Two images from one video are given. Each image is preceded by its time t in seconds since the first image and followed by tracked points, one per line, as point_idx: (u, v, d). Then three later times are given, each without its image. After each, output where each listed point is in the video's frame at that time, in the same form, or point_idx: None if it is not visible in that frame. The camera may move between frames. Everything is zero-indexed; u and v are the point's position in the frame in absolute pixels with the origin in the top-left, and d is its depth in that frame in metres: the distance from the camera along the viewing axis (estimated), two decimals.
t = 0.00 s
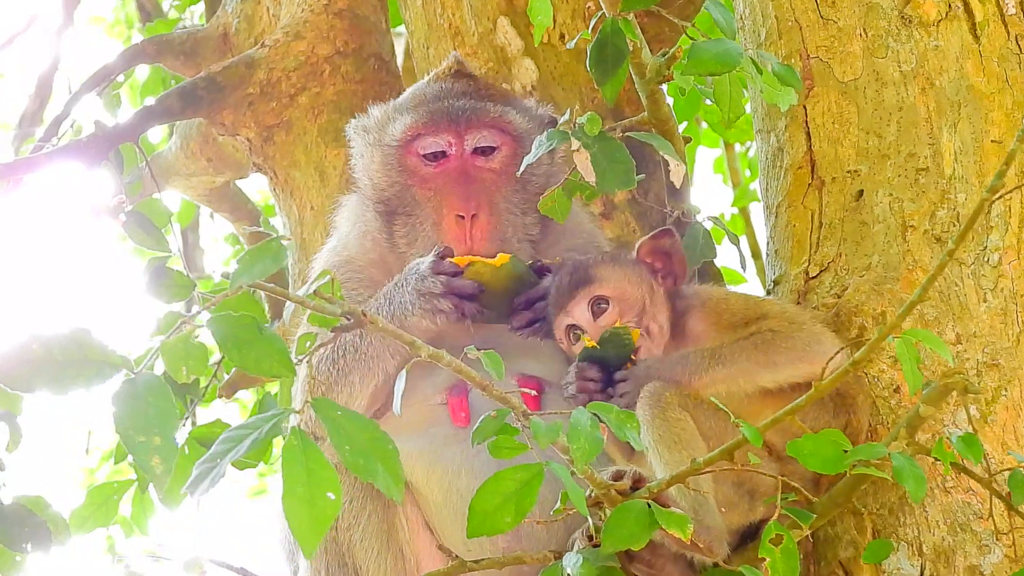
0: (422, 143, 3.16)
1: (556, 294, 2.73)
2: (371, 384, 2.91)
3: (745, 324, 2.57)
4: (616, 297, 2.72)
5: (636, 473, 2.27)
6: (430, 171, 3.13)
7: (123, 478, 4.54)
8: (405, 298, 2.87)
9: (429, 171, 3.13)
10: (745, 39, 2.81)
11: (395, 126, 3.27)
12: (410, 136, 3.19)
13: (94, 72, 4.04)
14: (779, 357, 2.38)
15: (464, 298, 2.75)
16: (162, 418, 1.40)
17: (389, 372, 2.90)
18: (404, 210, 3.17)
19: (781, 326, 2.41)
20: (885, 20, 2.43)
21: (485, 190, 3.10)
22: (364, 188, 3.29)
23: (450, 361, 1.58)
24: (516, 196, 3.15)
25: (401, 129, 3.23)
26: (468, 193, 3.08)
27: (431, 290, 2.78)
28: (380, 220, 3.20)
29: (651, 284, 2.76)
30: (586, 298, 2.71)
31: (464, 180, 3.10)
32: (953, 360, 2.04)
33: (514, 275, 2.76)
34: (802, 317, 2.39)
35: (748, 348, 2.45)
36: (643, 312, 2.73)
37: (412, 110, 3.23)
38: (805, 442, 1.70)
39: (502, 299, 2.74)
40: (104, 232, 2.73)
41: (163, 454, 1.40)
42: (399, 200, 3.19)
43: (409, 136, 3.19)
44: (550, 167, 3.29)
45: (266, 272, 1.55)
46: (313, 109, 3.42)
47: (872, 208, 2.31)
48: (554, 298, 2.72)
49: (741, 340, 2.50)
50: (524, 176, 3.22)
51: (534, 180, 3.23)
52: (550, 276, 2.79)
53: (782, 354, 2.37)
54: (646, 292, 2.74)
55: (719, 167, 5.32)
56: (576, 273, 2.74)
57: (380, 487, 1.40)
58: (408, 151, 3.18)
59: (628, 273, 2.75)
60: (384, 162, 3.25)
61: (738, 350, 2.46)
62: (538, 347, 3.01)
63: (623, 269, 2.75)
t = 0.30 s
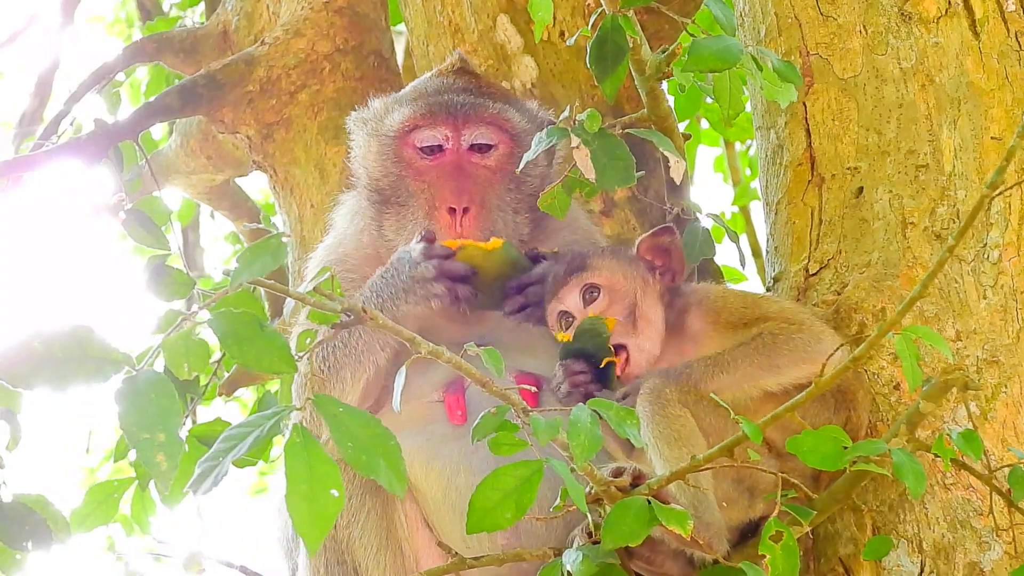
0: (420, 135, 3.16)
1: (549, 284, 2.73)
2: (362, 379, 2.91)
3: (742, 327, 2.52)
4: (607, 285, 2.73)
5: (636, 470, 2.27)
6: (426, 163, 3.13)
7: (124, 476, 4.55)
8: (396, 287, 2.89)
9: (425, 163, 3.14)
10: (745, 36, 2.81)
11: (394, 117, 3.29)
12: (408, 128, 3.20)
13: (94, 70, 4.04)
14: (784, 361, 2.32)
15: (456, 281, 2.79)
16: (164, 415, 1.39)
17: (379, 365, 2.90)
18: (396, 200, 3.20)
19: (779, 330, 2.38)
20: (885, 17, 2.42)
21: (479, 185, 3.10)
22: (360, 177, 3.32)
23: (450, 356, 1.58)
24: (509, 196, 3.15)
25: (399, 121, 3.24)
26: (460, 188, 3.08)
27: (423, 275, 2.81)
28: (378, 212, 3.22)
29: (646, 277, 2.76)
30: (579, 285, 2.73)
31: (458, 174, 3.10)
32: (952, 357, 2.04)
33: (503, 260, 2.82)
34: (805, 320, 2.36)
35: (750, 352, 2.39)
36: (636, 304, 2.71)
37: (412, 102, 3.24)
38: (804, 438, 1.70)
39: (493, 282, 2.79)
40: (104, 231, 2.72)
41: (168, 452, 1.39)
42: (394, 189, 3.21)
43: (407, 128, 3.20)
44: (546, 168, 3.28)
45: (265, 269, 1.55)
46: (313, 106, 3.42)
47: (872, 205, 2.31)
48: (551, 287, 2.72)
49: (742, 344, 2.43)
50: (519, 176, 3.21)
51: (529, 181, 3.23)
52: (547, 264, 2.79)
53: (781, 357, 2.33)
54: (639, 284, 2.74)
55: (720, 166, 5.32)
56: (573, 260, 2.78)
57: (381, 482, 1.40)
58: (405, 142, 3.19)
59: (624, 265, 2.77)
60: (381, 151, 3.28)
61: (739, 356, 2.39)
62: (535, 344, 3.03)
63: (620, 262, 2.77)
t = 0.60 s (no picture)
0: (434, 113, 3.18)
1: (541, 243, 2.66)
2: (356, 366, 2.89)
3: (730, 318, 2.60)
4: (605, 284, 2.71)
5: (636, 465, 2.26)
6: (435, 142, 3.13)
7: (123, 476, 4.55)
8: (397, 260, 2.83)
9: (433, 142, 3.14)
10: (744, 31, 2.80)
11: (409, 99, 3.28)
12: (423, 107, 3.20)
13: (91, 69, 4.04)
14: (767, 351, 2.40)
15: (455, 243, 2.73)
16: (165, 413, 1.39)
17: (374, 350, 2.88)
18: (398, 182, 3.19)
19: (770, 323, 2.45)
20: (883, 11, 2.42)
21: (486, 171, 3.02)
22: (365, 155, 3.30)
23: (450, 353, 1.58)
24: (511, 191, 3.05)
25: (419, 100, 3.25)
26: (467, 164, 3.03)
27: (425, 242, 2.77)
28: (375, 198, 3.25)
29: (643, 276, 2.75)
30: (575, 284, 2.71)
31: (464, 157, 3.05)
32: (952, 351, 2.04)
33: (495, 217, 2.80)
34: (792, 313, 2.44)
35: (731, 335, 2.47)
36: (633, 302, 2.72)
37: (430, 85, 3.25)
38: (804, 432, 1.70)
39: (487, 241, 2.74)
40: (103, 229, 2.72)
41: (170, 450, 1.38)
42: (393, 169, 3.20)
43: (422, 107, 3.21)
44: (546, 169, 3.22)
45: (265, 265, 1.55)
46: (311, 104, 3.41)
47: (870, 199, 2.31)
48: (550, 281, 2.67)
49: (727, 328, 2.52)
50: (524, 177, 3.10)
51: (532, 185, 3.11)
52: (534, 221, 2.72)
53: (767, 344, 2.41)
54: (637, 282, 2.73)
55: (718, 163, 5.31)
56: (570, 257, 2.70)
57: (383, 479, 1.39)
58: (417, 121, 3.19)
59: (621, 262, 2.74)
60: (390, 130, 3.24)
61: (721, 336, 2.48)
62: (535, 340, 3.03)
63: (617, 260, 2.74)
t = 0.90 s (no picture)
0: (426, 124, 3.17)
1: (539, 245, 2.68)
2: (358, 364, 2.89)
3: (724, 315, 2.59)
4: (598, 286, 2.70)
5: (635, 463, 2.24)
6: (428, 154, 3.12)
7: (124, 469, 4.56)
8: (399, 263, 2.83)
9: (426, 153, 3.13)
10: (745, 25, 2.80)
11: (402, 107, 3.27)
12: (415, 118, 3.20)
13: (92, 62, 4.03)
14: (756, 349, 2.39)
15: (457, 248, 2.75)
16: (160, 416, 1.40)
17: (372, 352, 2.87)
18: (393, 191, 3.18)
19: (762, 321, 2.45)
20: (884, 5, 2.42)
21: (479, 182, 3.06)
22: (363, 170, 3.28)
23: (447, 354, 1.58)
24: (507, 198, 3.11)
25: (408, 110, 3.24)
26: (459, 179, 3.05)
27: (426, 250, 2.77)
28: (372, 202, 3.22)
29: (636, 274, 2.75)
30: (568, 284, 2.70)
31: (457, 168, 3.07)
32: (952, 345, 2.04)
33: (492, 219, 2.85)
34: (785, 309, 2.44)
35: (720, 333, 2.44)
36: (627, 305, 2.73)
37: (422, 93, 3.24)
38: (802, 431, 1.71)
39: (486, 246, 2.78)
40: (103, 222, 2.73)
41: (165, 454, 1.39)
42: (389, 180, 3.19)
43: (414, 118, 3.20)
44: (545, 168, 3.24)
45: (261, 268, 1.55)
46: (312, 97, 3.40)
47: (871, 193, 2.31)
48: (543, 278, 2.68)
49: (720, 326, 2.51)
50: (520, 182, 3.15)
51: (529, 190, 3.16)
52: (532, 222, 2.75)
53: (760, 343, 2.39)
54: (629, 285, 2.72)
55: (719, 157, 5.31)
56: (564, 252, 2.71)
57: (378, 483, 1.39)
58: (410, 131, 3.18)
59: (615, 263, 2.73)
60: (384, 140, 3.23)
61: (711, 335, 2.45)
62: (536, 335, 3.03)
63: (610, 260, 2.73)
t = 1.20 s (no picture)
0: (408, 128, 3.14)
1: (525, 267, 2.64)
2: (356, 364, 2.90)
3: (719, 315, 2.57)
4: (594, 287, 2.69)
5: (635, 464, 2.24)
6: (417, 159, 3.11)
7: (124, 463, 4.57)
8: (387, 271, 2.85)
9: (415, 159, 3.11)
10: (745, 22, 2.80)
11: (384, 115, 3.24)
12: (397, 124, 3.16)
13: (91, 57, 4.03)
14: (749, 354, 2.37)
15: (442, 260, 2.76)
16: (161, 426, 1.40)
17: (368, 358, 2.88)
18: (390, 199, 3.16)
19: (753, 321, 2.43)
20: (884, 2, 2.42)
21: (470, 178, 3.06)
22: (359, 178, 3.26)
23: (448, 358, 1.58)
24: (503, 187, 3.11)
25: (389, 117, 3.20)
26: (450, 179, 3.04)
27: (410, 256, 2.78)
28: (370, 211, 3.19)
29: (632, 274, 2.74)
30: (564, 282, 2.69)
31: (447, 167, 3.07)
32: (952, 342, 2.04)
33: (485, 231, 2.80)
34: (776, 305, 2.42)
35: (711, 343, 2.43)
36: (621, 305, 2.72)
37: (399, 98, 3.20)
38: (804, 435, 1.69)
39: (474, 258, 2.76)
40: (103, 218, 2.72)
41: (170, 465, 1.40)
42: (385, 189, 3.17)
43: (396, 124, 3.16)
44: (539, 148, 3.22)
45: (263, 279, 1.55)
46: (312, 93, 3.40)
47: (871, 190, 2.31)
48: (537, 281, 2.65)
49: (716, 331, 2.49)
50: (515, 167, 3.15)
51: (524, 173, 3.16)
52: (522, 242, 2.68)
53: (754, 348, 2.36)
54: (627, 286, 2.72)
55: (719, 152, 5.31)
56: (560, 251, 2.69)
57: (379, 492, 1.39)
58: (395, 138, 3.15)
59: (611, 263, 2.72)
60: (374, 151, 3.21)
61: (703, 346, 2.44)
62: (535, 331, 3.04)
63: (606, 260, 2.72)
